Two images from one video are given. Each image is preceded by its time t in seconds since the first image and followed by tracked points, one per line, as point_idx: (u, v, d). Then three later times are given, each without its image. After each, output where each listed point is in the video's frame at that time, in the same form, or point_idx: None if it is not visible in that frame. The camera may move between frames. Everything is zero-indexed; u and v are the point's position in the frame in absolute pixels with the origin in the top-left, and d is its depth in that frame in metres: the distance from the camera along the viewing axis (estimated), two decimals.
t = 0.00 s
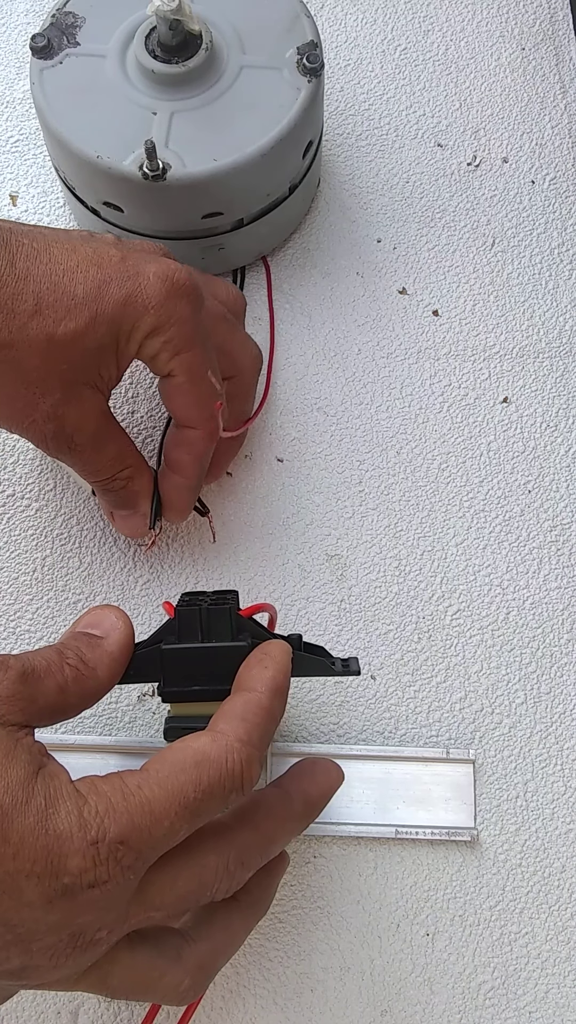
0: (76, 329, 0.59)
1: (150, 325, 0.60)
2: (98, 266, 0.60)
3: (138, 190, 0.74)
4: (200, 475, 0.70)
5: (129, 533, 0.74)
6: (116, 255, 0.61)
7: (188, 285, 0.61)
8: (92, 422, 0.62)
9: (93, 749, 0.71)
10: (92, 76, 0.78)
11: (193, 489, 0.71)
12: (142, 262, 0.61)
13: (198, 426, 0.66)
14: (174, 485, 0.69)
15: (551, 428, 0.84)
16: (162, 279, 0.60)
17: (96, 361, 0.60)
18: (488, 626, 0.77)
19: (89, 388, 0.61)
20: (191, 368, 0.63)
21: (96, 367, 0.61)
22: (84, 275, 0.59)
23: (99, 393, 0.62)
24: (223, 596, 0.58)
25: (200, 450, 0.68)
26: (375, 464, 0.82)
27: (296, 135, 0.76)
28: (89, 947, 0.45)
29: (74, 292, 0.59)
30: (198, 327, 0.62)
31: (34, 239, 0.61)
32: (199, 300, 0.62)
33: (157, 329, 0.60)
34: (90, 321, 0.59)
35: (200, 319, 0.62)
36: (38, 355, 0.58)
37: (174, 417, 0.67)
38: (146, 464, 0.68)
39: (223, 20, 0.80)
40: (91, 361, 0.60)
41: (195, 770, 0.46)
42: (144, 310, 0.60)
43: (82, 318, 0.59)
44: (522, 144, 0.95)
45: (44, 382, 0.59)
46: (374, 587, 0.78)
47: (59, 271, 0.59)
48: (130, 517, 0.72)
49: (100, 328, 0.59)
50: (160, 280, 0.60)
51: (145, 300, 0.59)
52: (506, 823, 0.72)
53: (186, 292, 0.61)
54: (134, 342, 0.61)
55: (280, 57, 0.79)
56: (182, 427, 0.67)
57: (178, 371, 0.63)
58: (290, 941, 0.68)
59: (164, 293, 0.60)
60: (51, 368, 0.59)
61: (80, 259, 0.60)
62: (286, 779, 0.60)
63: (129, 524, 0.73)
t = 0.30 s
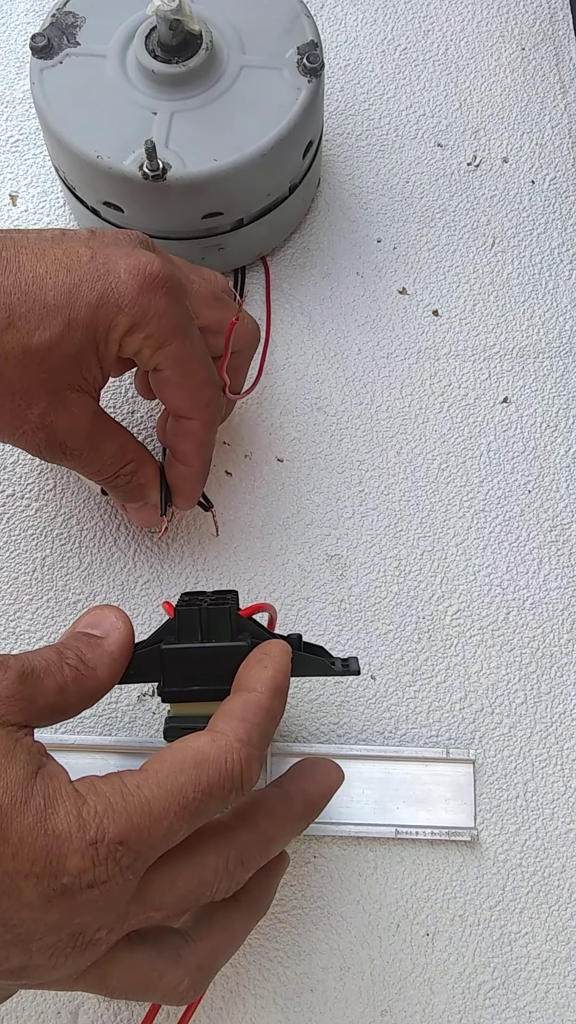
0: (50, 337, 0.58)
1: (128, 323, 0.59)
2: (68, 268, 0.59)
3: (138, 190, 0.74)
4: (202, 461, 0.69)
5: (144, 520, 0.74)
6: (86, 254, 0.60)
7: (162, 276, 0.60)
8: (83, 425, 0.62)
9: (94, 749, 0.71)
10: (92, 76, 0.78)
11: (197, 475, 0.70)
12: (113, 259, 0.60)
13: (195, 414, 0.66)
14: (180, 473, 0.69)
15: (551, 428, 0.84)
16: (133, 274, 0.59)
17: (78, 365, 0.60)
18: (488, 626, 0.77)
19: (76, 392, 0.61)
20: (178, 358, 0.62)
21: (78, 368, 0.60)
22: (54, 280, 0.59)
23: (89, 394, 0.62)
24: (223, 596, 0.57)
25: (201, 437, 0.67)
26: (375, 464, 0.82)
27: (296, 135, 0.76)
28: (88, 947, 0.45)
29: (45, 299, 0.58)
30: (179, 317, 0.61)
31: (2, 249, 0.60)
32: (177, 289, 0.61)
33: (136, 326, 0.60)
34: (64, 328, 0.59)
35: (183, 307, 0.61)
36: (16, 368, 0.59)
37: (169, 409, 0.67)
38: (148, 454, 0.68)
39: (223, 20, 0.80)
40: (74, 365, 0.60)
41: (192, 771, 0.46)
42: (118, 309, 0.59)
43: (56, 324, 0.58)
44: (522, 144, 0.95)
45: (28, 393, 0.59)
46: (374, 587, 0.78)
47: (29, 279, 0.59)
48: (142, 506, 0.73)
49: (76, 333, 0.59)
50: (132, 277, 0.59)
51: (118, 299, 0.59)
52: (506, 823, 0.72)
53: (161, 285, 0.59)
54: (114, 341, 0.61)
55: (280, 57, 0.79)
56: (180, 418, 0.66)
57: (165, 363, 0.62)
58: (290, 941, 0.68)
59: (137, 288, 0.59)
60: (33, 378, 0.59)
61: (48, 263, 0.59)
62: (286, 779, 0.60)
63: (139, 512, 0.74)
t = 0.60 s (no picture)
0: (51, 347, 0.60)
1: (122, 321, 0.60)
2: (58, 277, 0.60)
3: (138, 190, 0.74)
4: (217, 452, 0.68)
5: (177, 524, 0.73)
6: (74, 262, 0.61)
7: (149, 272, 0.61)
8: (97, 431, 0.63)
9: (93, 749, 0.71)
10: (92, 76, 0.78)
11: (215, 467, 0.69)
12: (100, 262, 0.61)
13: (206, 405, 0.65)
14: (200, 466, 0.69)
15: (552, 428, 0.84)
16: (120, 273, 0.60)
17: (81, 370, 0.61)
18: (488, 626, 0.77)
19: (83, 398, 0.62)
20: (179, 347, 0.62)
21: (84, 376, 0.62)
22: (45, 290, 0.60)
23: (98, 399, 0.63)
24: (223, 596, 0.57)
25: (216, 426, 0.66)
26: (375, 464, 0.82)
27: (296, 135, 0.76)
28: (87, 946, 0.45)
29: (39, 310, 0.59)
30: (170, 306, 0.61)
31: None
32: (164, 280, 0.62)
33: (131, 324, 0.60)
34: (62, 336, 0.60)
35: (175, 300, 0.62)
36: (22, 381, 0.60)
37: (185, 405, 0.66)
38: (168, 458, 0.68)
39: (223, 20, 0.80)
40: (77, 371, 0.61)
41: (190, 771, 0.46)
42: (112, 308, 0.60)
43: (55, 333, 0.60)
44: (522, 144, 0.95)
45: (38, 405, 0.61)
46: (374, 587, 0.78)
47: (23, 294, 0.60)
48: (170, 510, 0.71)
49: (74, 339, 0.60)
50: (121, 276, 0.60)
51: (110, 299, 0.60)
52: (506, 823, 0.72)
53: (149, 279, 0.61)
54: (113, 343, 0.61)
55: (280, 57, 0.79)
56: (192, 412, 0.66)
57: (167, 356, 0.62)
58: (290, 941, 0.68)
59: (126, 285, 0.60)
60: (39, 390, 0.61)
61: (39, 276, 0.61)
62: (286, 779, 0.60)
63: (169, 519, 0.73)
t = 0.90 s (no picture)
0: (65, 336, 0.59)
1: (138, 313, 0.60)
2: (77, 267, 0.60)
3: (139, 190, 0.74)
4: (219, 457, 0.68)
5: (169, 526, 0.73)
6: (93, 252, 0.61)
7: (168, 266, 0.61)
8: (105, 424, 0.62)
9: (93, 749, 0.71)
10: (92, 76, 0.78)
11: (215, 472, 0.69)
12: (119, 254, 0.61)
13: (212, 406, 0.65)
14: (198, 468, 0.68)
15: (551, 428, 0.84)
16: (140, 267, 0.60)
17: (94, 361, 0.61)
18: (488, 626, 0.77)
19: (94, 391, 0.62)
20: (192, 347, 0.61)
21: (95, 365, 0.61)
22: (63, 278, 0.60)
23: (107, 391, 0.63)
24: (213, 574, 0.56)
25: (220, 430, 0.66)
26: (375, 463, 0.82)
27: (296, 135, 0.76)
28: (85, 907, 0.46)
29: (56, 296, 0.59)
30: (188, 305, 0.61)
31: (10, 257, 0.61)
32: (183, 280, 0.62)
33: (147, 317, 0.60)
34: (78, 324, 0.59)
35: (190, 298, 0.62)
36: (34, 368, 0.59)
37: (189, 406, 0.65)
38: (172, 459, 0.67)
39: (223, 20, 0.80)
40: (90, 361, 0.61)
41: (167, 729, 0.46)
42: (129, 301, 0.60)
43: (69, 322, 0.59)
44: (522, 144, 0.95)
45: (47, 393, 0.60)
46: (374, 586, 0.78)
47: (39, 280, 0.60)
48: (168, 509, 0.71)
49: (89, 328, 0.60)
50: (141, 269, 0.60)
51: (128, 291, 0.60)
52: (506, 823, 0.72)
53: (167, 274, 0.61)
54: (127, 334, 0.61)
55: (280, 57, 0.79)
56: (197, 411, 0.65)
57: (178, 354, 0.62)
58: (290, 941, 0.68)
59: (146, 279, 0.60)
60: (50, 376, 0.60)
61: (57, 264, 0.60)
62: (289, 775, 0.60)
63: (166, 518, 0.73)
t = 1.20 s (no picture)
0: (53, 295, 0.59)
1: (128, 277, 0.60)
2: (67, 230, 0.61)
3: (138, 190, 0.74)
4: (206, 434, 0.68)
5: (152, 505, 0.72)
6: (84, 218, 0.61)
7: (159, 232, 0.61)
8: (89, 391, 0.61)
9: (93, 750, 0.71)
10: (92, 76, 0.78)
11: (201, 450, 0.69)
12: (110, 218, 0.61)
13: (200, 378, 0.64)
14: (186, 443, 0.68)
15: (551, 428, 0.84)
16: (131, 231, 0.60)
17: (81, 325, 0.61)
18: (488, 626, 0.77)
19: (80, 354, 0.61)
20: (180, 316, 0.62)
21: (83, 329, 0.61)
22: (52, 240, 0.60)
23: (94, 358, 0.62)
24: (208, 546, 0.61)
25: (207, 403, 0.66)
26: (375, 463, 0.82)
27: (296, 135, 0.76)
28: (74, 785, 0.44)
29: (44, 257, 0.60)
30: (177, 271, 0.61)
31: (4, 220, 0.61)
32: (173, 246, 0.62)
33: (136, 280, 0.60)
34: (66, 285, 0.59)
35: (181, 265, 0.62)
36: (20, 326, 0.59)
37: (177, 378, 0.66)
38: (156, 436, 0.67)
39: (223, 20, 0.80)
40: (77, 324, 0.61)
41: (138, 618, 0.46)
42: (118, 265, 0.60)
43: (58, 281, 0.59)
44: (522, 144, 0.95)
45: (33, 356, 0.60)
46: (374, 586, 0.78)
47: (29, 243, 0.60)
48: (151, 487, 0.70)
49: (78, 291, 0.60)
50: (132, 233, 0.60)
51: (119, 254, 0.60)
52: (506, 823, 0.72)
53: (159, 240, 0.61)
54: (116, 298, 0.61)
55: (280, 58, 0.79)
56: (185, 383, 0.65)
57: (168, 320, 0.62)
58: (290, 941, 0.68)
59: (136, 244, 0.60)
60: (36, 333, 0.60)
61: (47, 226, 0.61)
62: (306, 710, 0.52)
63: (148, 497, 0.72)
